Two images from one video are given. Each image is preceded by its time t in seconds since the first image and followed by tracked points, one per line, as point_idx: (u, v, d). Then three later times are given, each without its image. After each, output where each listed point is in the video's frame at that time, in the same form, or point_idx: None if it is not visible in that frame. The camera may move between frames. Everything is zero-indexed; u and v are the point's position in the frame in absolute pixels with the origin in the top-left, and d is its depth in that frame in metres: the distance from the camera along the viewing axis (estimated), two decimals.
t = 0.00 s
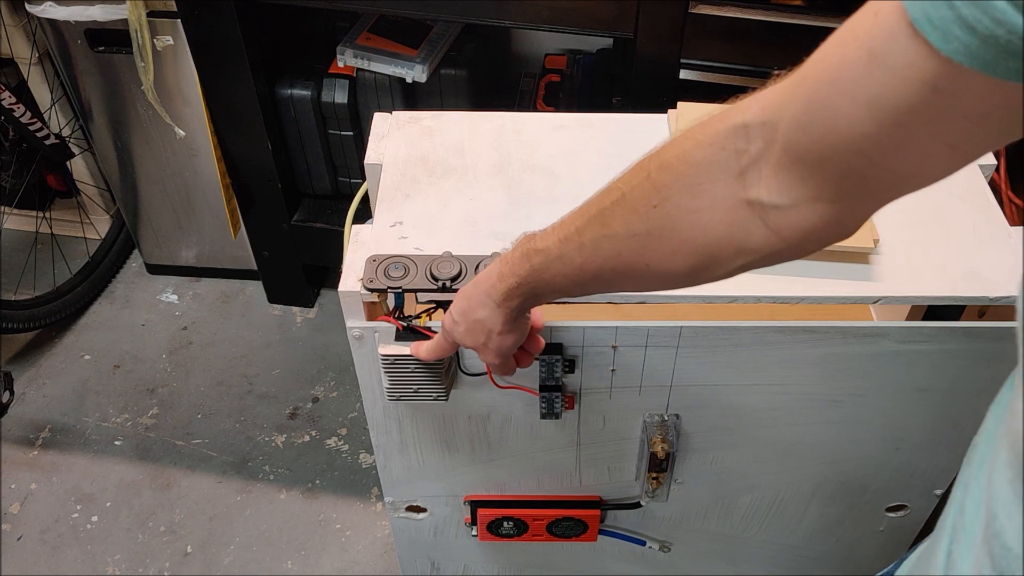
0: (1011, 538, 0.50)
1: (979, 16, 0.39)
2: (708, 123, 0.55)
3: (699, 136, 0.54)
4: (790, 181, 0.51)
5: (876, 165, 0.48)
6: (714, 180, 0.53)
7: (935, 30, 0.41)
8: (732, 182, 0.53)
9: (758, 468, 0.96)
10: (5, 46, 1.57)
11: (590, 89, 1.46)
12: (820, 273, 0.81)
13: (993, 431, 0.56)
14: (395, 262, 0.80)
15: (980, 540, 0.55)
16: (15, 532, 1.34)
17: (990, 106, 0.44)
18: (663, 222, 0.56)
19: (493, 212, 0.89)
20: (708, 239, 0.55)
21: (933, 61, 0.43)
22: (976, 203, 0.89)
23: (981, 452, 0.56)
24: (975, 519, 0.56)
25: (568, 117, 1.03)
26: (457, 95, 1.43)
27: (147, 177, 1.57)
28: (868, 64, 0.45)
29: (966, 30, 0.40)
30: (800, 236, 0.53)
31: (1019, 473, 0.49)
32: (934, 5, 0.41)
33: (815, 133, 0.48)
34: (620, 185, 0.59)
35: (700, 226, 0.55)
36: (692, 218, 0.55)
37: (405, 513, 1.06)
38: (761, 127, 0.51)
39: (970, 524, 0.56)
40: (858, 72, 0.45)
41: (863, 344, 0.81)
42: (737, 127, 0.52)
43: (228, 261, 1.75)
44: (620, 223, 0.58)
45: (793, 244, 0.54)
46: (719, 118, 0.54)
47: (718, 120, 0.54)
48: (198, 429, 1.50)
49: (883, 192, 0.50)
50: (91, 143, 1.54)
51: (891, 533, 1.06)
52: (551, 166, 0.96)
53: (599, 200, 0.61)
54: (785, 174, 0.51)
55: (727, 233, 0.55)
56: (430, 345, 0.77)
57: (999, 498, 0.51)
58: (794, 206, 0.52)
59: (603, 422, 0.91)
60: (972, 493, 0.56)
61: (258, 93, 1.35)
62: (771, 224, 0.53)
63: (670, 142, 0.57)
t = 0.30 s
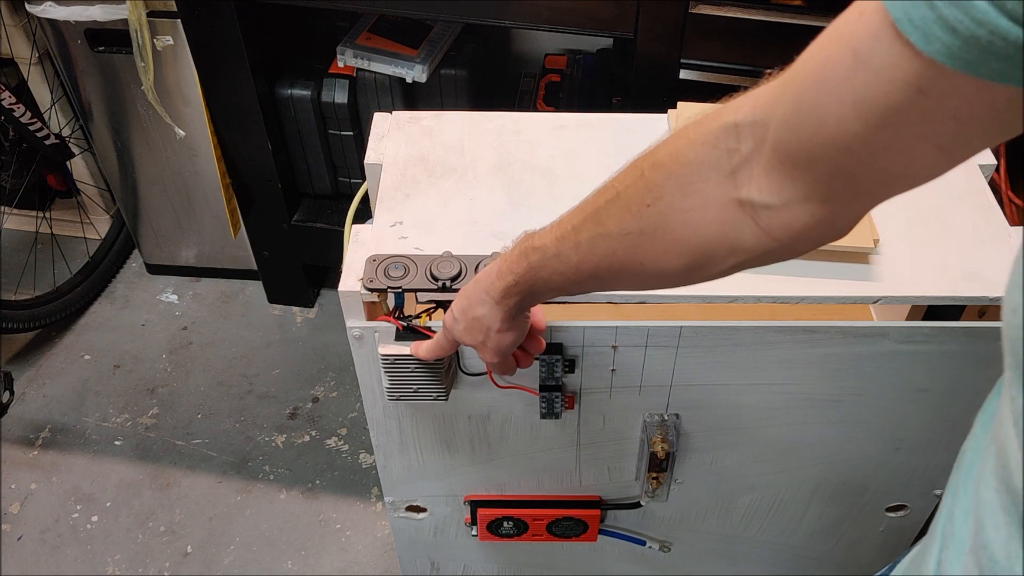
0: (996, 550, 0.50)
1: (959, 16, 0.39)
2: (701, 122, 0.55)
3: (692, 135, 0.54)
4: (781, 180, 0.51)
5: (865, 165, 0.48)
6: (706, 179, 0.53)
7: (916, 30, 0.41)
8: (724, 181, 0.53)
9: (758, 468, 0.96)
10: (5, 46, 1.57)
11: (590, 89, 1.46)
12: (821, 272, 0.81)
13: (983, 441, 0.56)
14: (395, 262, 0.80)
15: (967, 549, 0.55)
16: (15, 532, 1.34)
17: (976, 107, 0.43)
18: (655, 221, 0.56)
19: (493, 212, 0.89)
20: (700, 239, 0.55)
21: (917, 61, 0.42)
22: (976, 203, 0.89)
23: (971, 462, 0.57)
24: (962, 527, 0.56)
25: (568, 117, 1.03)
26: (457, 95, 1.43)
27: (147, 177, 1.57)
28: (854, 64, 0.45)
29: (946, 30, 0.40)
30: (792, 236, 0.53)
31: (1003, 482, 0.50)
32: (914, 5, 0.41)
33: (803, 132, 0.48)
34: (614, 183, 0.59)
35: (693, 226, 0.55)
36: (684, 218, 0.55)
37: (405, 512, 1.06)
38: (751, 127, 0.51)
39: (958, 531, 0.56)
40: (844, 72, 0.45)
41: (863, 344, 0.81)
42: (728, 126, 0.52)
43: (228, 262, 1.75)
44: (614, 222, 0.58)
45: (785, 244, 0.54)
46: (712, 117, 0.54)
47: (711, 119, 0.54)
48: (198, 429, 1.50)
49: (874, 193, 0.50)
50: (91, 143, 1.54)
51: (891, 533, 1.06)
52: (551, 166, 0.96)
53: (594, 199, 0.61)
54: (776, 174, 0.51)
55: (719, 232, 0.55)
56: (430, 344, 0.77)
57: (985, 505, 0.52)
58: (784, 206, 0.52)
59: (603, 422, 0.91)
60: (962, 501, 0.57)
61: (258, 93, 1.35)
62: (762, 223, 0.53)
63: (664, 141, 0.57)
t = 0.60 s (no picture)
0: (996, 562, 0.50)
1: (962, 25, 0.39)
2: (702, 136, 0.55)
3: (693, 149, 0.55)
4: (783, 194, 0.51)
5: (868, 178, 0.48)
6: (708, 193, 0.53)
7: (920, 39, 0.41)
8: (726, 195, 0.53)
9: (758, 468, 0.96)
10: (5, 45, 1.57)
11: (589, 89, 1.46)
12: (821, 273, 0.81)
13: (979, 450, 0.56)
14: (396, 262, 0.80)
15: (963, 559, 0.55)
16: (15, 533, 1.34)
17: (980, 118, 0.43)
18: (657, 235, 0.56)
19: (494, 212, 0.89)
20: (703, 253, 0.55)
21: (921, 72, 0.42)
22: (976, 202, 0.89)
23: (965, 471, 0.57)
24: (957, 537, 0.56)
25: (568, 117, 1.03)
26: (457, 95, 1.43)
27: (147, 176, 1.57)
28: (857, 76, 0.45)
29: (950, 40, 0.40)
30: (795, 251, 0.53)
31: (1003, 493, 0.49)
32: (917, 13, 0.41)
33: (806, 144, 0.48)
34: (616, 199, 0.59)
35: (696, 240, 0.55)
36: (687, 231, 0.55)
37: (405, 513, 1.06)
38: (754, 140, 0.51)
39: (954, 541, 0.56)
40: (848, 84, 0.45)
41: (864, 344, 0.81)
42: (730, 139, 0.52)
43: (228, 262, 1.75)
44: (617, 236, 0.58)
45: (788, 259, 0.54)
46: (713, 131, 0.54)
47: (712, 133, 0.54)
48: (198, 429, 1.50)
49: (877, 205, 0.50)
50: (91, 143, 1.54)
51: (891, 533, 1.06)
52: (552, 166, 0.96)
53: (596, 213, 0.61)
54: (779, 187, 0.50)
55: (722, 246, 0.55)
56: (430, 345, 0.78)
57: (982, 517, 0.52)
58: (787, 220, 0.52)
59: (603, 422, 0.91)
60: (957, 510, 0.56)
61: (258, 93, 1.35)
62: (765, 238, 0.53)
63: (665, 156, 0.57)
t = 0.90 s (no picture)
0: None
1: (967, 42, 0.40)
2: (702, 147, 0.57)
3: (694, 159, 0.56)
4: (779, 206, 0.52)
5: (864, 192, 0.49)
6: (706, 203, 0.55)
7: (924, 55, 0.42)
8: (724, 205, 0.55)
9: (759, 469, 0.96)
10: (5, 45, 1.57)
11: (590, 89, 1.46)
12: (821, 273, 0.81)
13: (988, 468, 0.57)
14: (396, 263, 0.80)
15: None
16: (15, 533, 1.34)
17: (978, 139, 0.44)
18: (655, 244, 0.58)
19: (494, 212, 0.89)
20: (699, 262, 0.57)
21: (921, 89, 0.43)
22: (976, 203, 0.89)
23: (975, 489, 0.57)
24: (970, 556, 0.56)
25: (568, 117, 1.03)
26: (457, 95, 1.43)
27: (147, 176, 1.57)
28: (855, 90, 0.46)
29: (955, 56, 0.41)
30: (789, 262, 0.55)
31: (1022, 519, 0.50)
32: (921, 30, 0.42)
33: (804, 157, 0.49)
34: (617, 205, 0.61)
35: (692, 249, 0.57)
36: (684, 240, 0.57)
37: (406, 513, 1.06)
38: (752, 151, 0.52)
39: (968, 560, 0.56)
40: (846, 98, 0.46)
41: (864, 344, 0.81)
42: (729, 150, 0.54)
43: (228, 261, 1.75)
44: (616, 242, 0.60)
45: (782, 270, 0.55)
46: (713, 141, 0.56)
47: (712, 144, 0.56)
48: (198, 429, 1.50)
49: (871, 221, 0.51)
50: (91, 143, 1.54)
51: (891, 533, 1.06)
52: (551, 166, 0.96)
53: (598, 220, 0.63)
54: (775, 198, 0.52)
55: (718, 255, 0.56)
56: (432, 348, 0.77)
57: (999, 539, 0.52)
58: (782, 232, 0.53)
59: (603, 423, 0.91)
60: (971, 530, 0.57)
61: (258, 93, 1.35)
62: (760, 249, 0.55)
63: (666, 165, 0.59)
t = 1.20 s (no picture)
0: None
1: (966, 42, 0.40)
2: (713, 145, 0.57)
3: (703, 156, 0.57)
4: (784, 204, 0.52)
5: (867, 191, 0.49)
6: (713, 200, 0.55)
7: (924, 56, 0.42)
8: (731, 203, 0.55)
9: (759, 468, 0.96)
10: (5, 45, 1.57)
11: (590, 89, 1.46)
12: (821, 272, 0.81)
13: (983, 474, 0.57)
14: (396, 262, 0.80)
15: None
16: (15, 533, 1.34)
17: (979, 139, 0.44)
18: (662, 240, 0.58)
19: (494, 212, 0.89)
20: (704, 259, 0.57)
21: (922, 87, 0.44)
22: (976, 203, 0.89)
23: (971, 494, 0.58)
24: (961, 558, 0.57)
25: (568, 116, 1.03)
26: (457, 95, 1.43)
27: (147, 176, 1.57)
28: (859, 88, 0.46)
29: (954, 56, 0.41)
30: (794, 262, 0.55)
31: (1006, 517, 0.50)
32: (922, 31, 0.42)
33: (808, 154, 0.49)
34: (626, 202, 0.61)
35: (698, 246, 0.57)
36: (689, 237, 0.57)
37: (405, 513, 1.06)
38: (760, 149, 0.53)
39: (957, 565, 0.57)
40: (850, 96, 0.47)
41: (863, 344, 0.81)
42: (738, 148, 0.54)
43: (228, 261, 1.75)
44: (623, 238, 0.60)
45: (786, 270, 0.55)
46: (723, 140, 0.56)
47: (723, 142, 0.56)
48: (198, 429, 1.50)
49: (875, 221, 0.51)
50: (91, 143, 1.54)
51: (891, 533, 1.06)
52: (552, 166, 0.96)
53: (606, 217, 0.63)
54: (780, 196, 0.52)
55: (722, 253, 0.56)
56: (432, 343, 0.77)
57: (986, 540, 0.52)
58: (787, 231, 0.53)
59: (603, 422, 0.91)
60: (961, 533, 0.57)
61: (258, 93, 1.35)
62: (764, 248, 0.55)
63: (677, 163, 0.59)
